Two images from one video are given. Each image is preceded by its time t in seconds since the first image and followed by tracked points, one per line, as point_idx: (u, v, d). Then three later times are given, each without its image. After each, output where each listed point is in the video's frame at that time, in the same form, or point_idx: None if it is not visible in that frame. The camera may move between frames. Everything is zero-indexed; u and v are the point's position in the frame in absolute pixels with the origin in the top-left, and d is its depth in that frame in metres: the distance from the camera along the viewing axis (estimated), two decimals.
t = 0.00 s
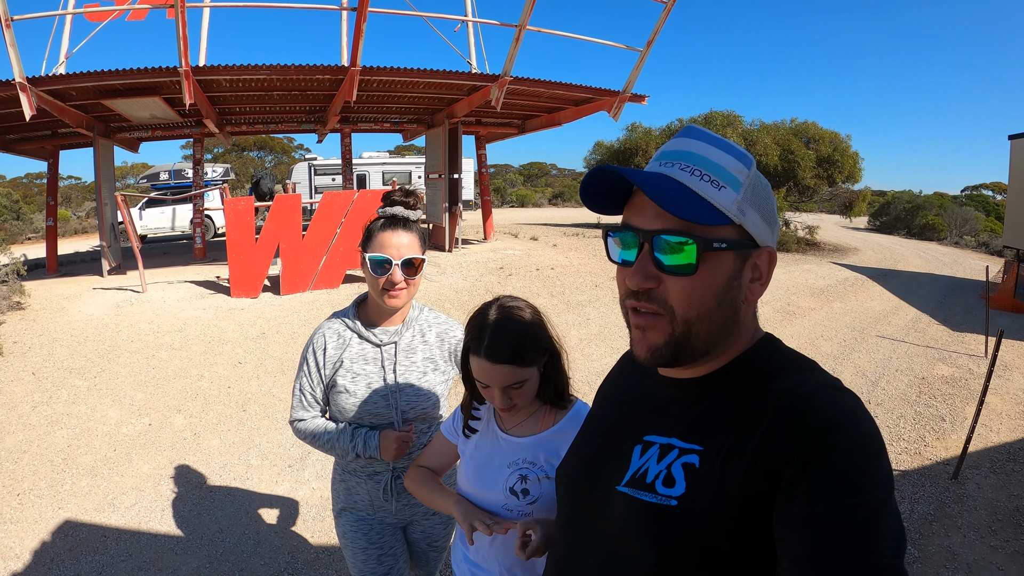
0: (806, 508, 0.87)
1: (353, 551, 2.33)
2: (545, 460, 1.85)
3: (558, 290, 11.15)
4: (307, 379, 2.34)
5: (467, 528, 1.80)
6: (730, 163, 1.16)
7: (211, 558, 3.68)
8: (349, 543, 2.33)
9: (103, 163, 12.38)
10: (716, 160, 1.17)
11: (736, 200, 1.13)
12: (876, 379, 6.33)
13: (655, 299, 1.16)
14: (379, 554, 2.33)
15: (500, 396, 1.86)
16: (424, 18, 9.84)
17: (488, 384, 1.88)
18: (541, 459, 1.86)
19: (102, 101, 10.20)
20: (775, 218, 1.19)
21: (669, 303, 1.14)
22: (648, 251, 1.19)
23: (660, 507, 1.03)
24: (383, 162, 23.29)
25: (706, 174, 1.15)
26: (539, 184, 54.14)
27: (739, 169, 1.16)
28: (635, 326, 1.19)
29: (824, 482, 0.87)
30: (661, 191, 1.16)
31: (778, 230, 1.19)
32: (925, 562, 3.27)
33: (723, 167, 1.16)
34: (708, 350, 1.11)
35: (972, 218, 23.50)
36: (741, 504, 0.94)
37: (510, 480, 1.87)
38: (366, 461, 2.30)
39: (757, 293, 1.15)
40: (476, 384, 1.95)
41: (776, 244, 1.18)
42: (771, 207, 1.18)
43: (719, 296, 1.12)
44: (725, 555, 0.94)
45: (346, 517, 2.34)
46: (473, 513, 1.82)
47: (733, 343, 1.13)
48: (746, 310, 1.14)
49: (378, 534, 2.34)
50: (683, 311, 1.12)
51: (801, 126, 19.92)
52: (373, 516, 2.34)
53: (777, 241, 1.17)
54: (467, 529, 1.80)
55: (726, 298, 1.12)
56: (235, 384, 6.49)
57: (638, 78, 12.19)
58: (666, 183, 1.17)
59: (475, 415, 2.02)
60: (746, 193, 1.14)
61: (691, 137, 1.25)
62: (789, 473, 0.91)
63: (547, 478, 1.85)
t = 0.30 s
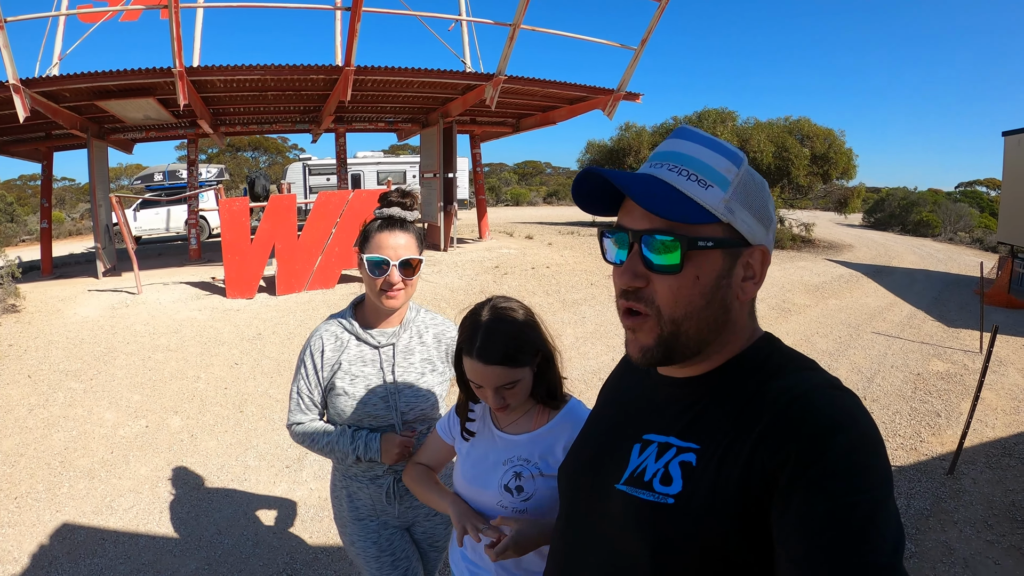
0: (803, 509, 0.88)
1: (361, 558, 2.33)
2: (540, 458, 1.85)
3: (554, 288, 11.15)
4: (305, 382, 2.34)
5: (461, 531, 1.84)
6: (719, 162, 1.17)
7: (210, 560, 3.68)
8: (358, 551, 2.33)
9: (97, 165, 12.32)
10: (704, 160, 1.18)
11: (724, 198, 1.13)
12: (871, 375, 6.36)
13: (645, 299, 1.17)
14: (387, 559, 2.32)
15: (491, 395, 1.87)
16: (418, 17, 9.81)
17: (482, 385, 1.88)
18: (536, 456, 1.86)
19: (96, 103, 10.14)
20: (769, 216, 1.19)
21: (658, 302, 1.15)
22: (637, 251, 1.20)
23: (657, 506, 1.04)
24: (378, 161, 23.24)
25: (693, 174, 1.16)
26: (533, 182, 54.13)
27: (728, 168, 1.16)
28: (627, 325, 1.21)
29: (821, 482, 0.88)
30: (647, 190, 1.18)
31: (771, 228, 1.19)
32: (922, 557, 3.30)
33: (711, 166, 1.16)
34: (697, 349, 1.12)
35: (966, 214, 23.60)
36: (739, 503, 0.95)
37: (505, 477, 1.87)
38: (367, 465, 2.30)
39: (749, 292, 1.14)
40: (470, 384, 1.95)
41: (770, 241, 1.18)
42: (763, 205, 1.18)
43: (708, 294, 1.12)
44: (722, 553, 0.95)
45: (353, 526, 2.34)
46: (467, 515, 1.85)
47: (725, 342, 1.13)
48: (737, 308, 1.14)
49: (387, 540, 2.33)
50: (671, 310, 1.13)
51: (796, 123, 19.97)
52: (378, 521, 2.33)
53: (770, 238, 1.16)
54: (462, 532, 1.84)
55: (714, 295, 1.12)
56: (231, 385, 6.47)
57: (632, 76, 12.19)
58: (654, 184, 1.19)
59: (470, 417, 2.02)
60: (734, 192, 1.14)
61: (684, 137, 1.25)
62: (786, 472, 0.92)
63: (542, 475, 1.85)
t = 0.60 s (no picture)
0: (805, 507, 0.88)
1: (370, 570, 2.30)
2: (530, 459, 1.86)
3: (543, 292, 11.18)
4: (304, 400, 2.29)
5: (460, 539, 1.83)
6: (669, 167, 1.20)
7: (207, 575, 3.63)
8: (366, 563, 2.30)
9: (82, 181, 12.18)
10: (654, 167, 1.23)
11: (671, 201, 1.17)
12: (861, 368, 6.44)
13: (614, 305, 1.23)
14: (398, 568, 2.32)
15: (478, 398, 1.88)
16: (400, 25, 9.83)
17: (463, 389, 1.93)
18: (526, 458, 1.87)
19: (79, 118, 10.04)
20: (739, 206, 1.16)
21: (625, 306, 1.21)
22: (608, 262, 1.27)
23: (659, 504, 1.05)
24: (363, 170, 23.17)
25: (644, 183, 1.23)
26: (519, 187, 54.24)
27: (677, 170, 1.19)
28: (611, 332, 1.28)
29: (821, 481, 0.89)
30: (609, 204, 1.27)
31: (745, 221, 1.16)
32: (919, 546, 3.34)
33: (660, 172, 1.21)
34: (673, 349, 1.15)
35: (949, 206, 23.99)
36: (740, 502, 0.96)
37: (497, 480, 1.88)
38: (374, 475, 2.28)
39: (720, 290, 1.13)
40: (458, 388, 1.97)
41: (744, 236, 1.15)
42: (727, 197, 1.15)
43: (669, 295, 1.15)
44: (723, 552, 0.96)
45: (359, 539, 2.31)
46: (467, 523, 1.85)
47: (703, 339, 1.14)
48: (706, 307, 1.14)
49: (394, 550, 2.32)
50: (635, 313, 1.18)
51: (778, 121, 20.20)
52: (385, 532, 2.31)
53: (739, 233, 1.14)
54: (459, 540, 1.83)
55: (676, 296, 1.14)
56: (222, 399, 6.40)
57: (614, 79, 12.29)
58: (614, 197, 1.28)
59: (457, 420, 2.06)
60: (682, 192, 1.17)
61: (650, 146, 1.31)
62: (786, 471, 0.93)
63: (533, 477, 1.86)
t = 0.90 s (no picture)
0: (807, 508, 0.90)
1: (360, 567, 2.31)
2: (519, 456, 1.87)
3: (535, 286, 11.20)
4: (293, 399, 2.33)
5: (450, 538, 1.86)
6: (694, 160, 1.19)
7: None
8: (356, 561, 2.31)
9: (68, 183, 12.02)
10: (677, 159, 1.22)
11: (697, 194, 1.16)
12: (852, 356, 6.51)
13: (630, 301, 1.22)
14: (387, 566, 2.32)
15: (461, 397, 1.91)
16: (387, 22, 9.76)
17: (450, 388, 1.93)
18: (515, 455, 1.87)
19: (63, 120, 9.90)
20: (755, 208, 1.19)
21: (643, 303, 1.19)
22: (621, 255, 1.25)
23: (660, 506, 1.06)
24: (352, 167, 23.03)
25: (666, 175, 1.21)
26: (508, 181, 54.17)
27: (701, 163, 1.18)
28: (622, 328, 1.27)
29: (823, 483, 0.91)
30: (625, 193, 1.24)
31: (758, 221, 1.20)
32: (912, 532, 3.39)
33: (683, 165, 1.20)
34: (686, 350, 1.15)
35: (937, 194, 24.22)
36: (742, 503, 0.97)
37: (486, 477, 1.89)
38: (362, 474, 2.28)
39: (736, 287, 1.16)
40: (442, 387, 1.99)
41: (757, 234, 1.18)
42: (745, 196, 1.18)
43: (689, 292, 1.16)
44: (723, 552, 0.97)
45: (349, 536, 2.32)
46: (458, 523, 1.87)
47: (716, 338, 1.16)
48: (723, 304, 1.17)
49: (383, 548, 2.32)
50: (655, 309, 1.17)
51: (767, 112, 20.26)
52: (375, 530, 2.32)
53: (754, 231, 1.17)
54: (450, 539, 1.86)
55: (697, 293, 1.16)
56: (215, 400, 6.37)
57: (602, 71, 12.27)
58: (631, 188, 1.25)
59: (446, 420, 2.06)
60: (708, 186, 1.16)
61: (664, 139, 1.30)
62: (788, 472, 0.94)
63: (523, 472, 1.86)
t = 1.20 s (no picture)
0: (806, 508, 0.91)
1: (358, 556, 2.33)
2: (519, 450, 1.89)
3: (542, 285, 11.20)
4: (298, 387, 2.34)
5: (449, 531, 1.87)
6: (701, 160, 1.20)
7: (206, 565, 3.67)
8: (354, 549, 2.33)
9: (81, 174, 12.15)
10: (684, 158, 1.22)
11: (704, 195, 1.17)
12: (858, 362, 6.47)
13: (634, 299, 1.21)
14: (385, 556, 2.33)
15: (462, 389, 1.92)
16: (399, 18, 9.79)
17: (452, 379, 1.93)
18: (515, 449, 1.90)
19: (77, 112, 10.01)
20: (760, 209, 1.20)
21: (647, 302, 1.19)
22: (623, 253, 1.25)
23: (658, 504, 1.06)
24: (362, 163, 23.12)
25: (673, 174, 1.21)
26: (518, 179, 54.16)
27: (707, 164, 1.19)
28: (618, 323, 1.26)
29: (822, 483, 0.91)
30: (630, 192, 1.24)
31: (762, 222, 1.21)
32: (913, 539, 3.37)
33: (690, 165, 1.20)
34: (688, 347, 1.15)
35: (950, 200, 23.97)
36: (741, 505, 0.98)
37: (485, 470, 1.90)
38: (363, 464, 2.31)
39: (739, 289, 1.18)
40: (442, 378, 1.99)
41: (762, 235, 1.20)
42: (750, 198, 1.19)
43: (694, 292, 1.16)
44: (723, 552, 0.98)
45: (348, 525, 2.34)
46: (457, 515, 1.89)
47: (716, 338, 1.17)
48: (727, 305, 1.17)
49: (382, 539, 2.34)
50: (659, 309, 1.17)
51: (779, 115, 20.13)
52: (374, 519, 2.34)
53: (759, 232, 1.18)
54: (449, 531, 1.87)
55: (701, 294, 1.16)
56: (221, 391, 6.44)
57: (613, 71, 12.24)
58: (635, 186, 1.24)
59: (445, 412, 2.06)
60: (715, 187, 1.17)
61: (669, 137, 1.30)
62: (789, 471, 0.94)
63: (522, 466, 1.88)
